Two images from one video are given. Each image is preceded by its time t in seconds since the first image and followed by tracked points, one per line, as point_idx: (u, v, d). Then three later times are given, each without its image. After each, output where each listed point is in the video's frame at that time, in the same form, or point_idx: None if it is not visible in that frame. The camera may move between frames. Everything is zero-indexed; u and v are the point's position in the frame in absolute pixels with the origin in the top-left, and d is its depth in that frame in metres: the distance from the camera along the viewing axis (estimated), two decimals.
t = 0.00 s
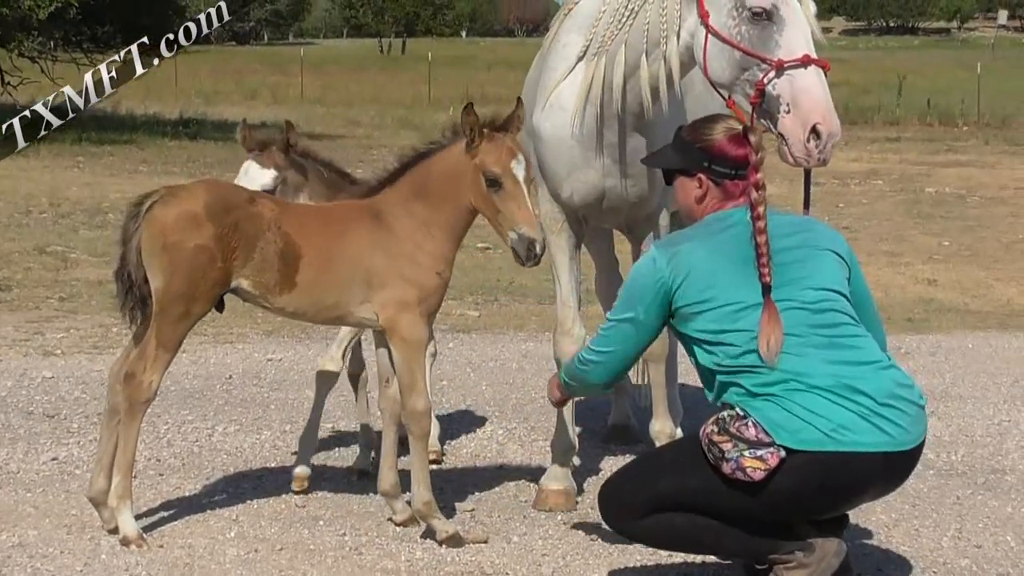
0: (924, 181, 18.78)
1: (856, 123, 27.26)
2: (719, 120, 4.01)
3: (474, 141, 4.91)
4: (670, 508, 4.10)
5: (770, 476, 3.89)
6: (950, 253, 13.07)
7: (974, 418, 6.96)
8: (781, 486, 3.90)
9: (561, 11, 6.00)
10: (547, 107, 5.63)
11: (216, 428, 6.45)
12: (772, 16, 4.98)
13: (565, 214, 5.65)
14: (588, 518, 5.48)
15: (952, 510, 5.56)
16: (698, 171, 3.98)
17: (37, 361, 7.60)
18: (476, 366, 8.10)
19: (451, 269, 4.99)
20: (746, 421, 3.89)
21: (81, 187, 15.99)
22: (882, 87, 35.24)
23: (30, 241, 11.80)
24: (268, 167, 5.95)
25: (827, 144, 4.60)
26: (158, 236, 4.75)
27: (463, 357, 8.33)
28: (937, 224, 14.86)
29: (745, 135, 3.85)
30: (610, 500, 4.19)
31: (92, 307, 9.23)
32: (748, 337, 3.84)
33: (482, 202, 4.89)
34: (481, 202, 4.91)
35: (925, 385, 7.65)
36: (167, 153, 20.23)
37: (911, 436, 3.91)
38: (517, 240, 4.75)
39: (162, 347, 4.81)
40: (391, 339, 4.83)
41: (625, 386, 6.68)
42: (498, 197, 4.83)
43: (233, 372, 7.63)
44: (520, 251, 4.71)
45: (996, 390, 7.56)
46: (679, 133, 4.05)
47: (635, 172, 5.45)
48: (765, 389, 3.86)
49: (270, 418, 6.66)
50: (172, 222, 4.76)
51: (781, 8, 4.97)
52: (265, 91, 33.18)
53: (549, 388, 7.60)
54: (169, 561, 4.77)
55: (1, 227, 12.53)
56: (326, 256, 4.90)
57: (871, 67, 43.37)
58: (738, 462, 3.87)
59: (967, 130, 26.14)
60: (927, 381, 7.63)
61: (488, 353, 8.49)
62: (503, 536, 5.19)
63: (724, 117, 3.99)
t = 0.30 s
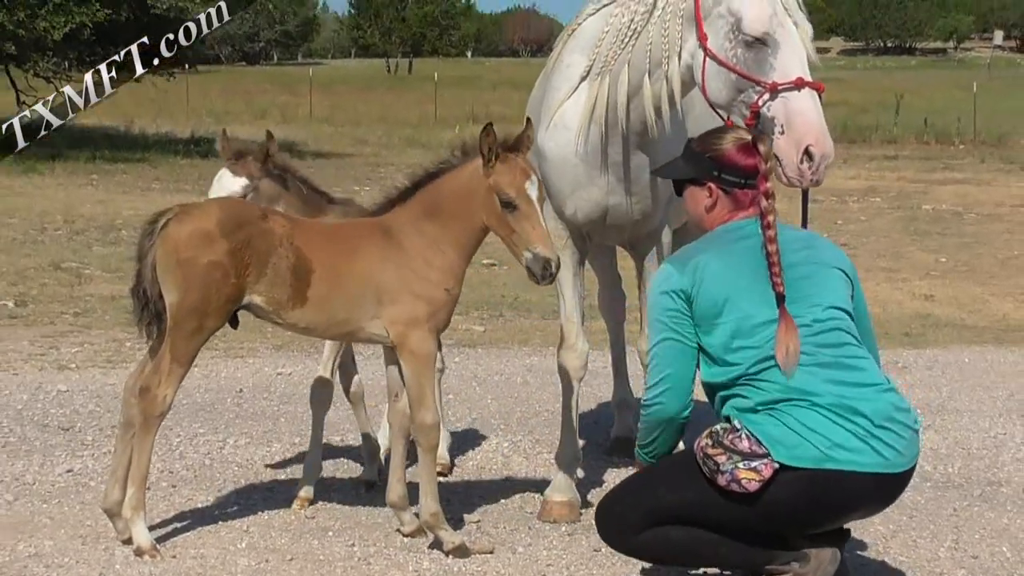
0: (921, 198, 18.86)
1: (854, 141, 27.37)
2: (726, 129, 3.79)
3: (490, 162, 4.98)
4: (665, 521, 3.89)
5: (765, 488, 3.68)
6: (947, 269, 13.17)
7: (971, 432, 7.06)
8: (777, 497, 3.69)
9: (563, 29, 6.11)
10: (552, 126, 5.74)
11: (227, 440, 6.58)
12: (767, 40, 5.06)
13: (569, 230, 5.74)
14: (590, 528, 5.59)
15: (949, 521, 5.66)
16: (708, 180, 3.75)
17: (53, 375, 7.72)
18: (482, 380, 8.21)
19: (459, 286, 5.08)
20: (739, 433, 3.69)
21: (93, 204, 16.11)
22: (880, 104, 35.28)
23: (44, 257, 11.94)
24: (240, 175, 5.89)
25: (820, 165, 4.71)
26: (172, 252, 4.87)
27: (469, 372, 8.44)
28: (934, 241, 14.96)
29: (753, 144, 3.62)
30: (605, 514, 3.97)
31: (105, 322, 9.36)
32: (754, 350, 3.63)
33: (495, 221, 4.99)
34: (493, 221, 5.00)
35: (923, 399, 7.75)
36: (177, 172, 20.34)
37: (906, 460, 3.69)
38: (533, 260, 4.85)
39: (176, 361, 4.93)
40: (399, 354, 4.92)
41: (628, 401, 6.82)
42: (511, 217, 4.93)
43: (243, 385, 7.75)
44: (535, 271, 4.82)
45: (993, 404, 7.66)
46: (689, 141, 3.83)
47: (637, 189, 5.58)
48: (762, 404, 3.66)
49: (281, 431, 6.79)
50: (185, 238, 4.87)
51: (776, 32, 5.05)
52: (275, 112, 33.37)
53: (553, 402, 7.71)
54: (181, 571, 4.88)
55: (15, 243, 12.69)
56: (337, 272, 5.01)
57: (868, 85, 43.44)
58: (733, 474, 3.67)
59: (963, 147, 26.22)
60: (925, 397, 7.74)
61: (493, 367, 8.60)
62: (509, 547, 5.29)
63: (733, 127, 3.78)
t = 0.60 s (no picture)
0: (914, 220, 19.06)
1: (848, 165, 27.63)
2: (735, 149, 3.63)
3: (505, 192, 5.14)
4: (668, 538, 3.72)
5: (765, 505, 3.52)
6: (940, 288, 13.36)
7: (964, 446, 7.23)
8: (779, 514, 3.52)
9: (572, 57, 6.36)
10: (561, 151, 5.95)
11: (243, 455, 6.75)
12: (737, 80, 5.16)
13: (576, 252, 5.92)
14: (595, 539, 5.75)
15: (942, 533, 5.83)
16: (716, 197, 3.58)
17: (74, 392, 7.89)
18: (489, 396, 8.38)
19: (468, 307, 5.24)
20: (739, 451, 3.54)
21: (115, 226, 16.30)
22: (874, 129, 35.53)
23: (65, 277, 12.14)
24: (208, 196, 5.49)
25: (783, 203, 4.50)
26: (191, 272, 5.04)
27: (477, 388, 8.60)
28: (927, 261, 15.17)
29: (762, 161, 3.47)
30: (607, 531, 3.79)
31: (125, 340, 9.55)
32: (768, 372, 3.50)
33: (508, 247, 5.14)
34: (506, 246, 5.16)
35: (917, 414, 7.93)
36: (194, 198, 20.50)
37: (901, 485, 3.59)
38: (544, 287, 4.98)
39: (194, 377, 5.09)
40: (411, 372, 5.09)
41: (632, 416, 6.99)
42: (523, 244, 5.06)
43: (258, 401, 7.93)
44: (546, 297, 4.94)
45: (986, 419, 7.84)
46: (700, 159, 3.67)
47: (639, 211, 5.77)
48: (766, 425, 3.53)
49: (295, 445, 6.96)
50: (203, 258, 5.03)
51: (747, 73, 5.15)
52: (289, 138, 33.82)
53: (560, 418, 7.89)
54: None
55: (38, 263, 12.89)
56: (350, 292, 5.18)
57: (860, 109, 43.73)
58: (733, 491, 3.50)
59: (955, 171, 26.44)
60: (919, 413, 7.92)
61: (501, 383, 8.77)
62: (516, 558, 5.45)
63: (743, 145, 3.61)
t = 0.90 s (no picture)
0: (902, 231, 19.32)
1: (839, 179, 27.95)
2: (738, 160, 3.85)
3: (515, 210, 5.41)
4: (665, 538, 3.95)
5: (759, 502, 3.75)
6: (926, 297, 13.62)
7: (950, 447, 7.49)
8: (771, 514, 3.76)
9: (574, 78, 6.66)
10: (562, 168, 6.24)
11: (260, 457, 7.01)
12: (701, 109, 5.40)
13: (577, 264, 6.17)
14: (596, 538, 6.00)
15: (928, 531, 6.08)
16: (720, 206, 3.80)
17: (97, 396, 8.15)
18: (494, 400, 8.64)
19: (476, 316, 5.48)
20: (735, 450, 3.78)
21: (137, 238, 16.57)
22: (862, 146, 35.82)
23: (89, 286, 12.43)
24: (186, 210, 5.42)
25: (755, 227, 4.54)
26: (211, 283, 5.29)
27: (483, 392, 8.86)
28: (914, 270, 15.44)
29: (763, 170, 3.69)
30: (608, 531, 4.03)
31: (147, 346, 9.82)
32: (771, 383, 3.74)
33: (520, 265, 5.40)
34: (517, 263, 5.42)
35: (905, 417, 8.18)
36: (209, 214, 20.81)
37: (890, 491, 3.82)
38: (554, 303, 5.24)
39: (213, 383, 5.34)
40: (421, 378, 5.33)
41: (631, 419, 7.26)
42: (535, 262, 5.33)
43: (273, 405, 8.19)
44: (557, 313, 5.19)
45: (971, 422, 8.09)
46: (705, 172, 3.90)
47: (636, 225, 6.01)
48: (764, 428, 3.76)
49: (310, 447, 7.23)
50: (223, 269, 5.29)
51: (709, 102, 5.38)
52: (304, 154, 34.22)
53: (562, 420, 8.15)
54: None
55: (64, 272, 13.16)
56: (364, 301, 5.43)
57: (850, 126, 44.00)
58: (730, 488, 3.73)
59: (941, 184, 26.73)
60: (907, 416, 8.17)
61: (506, 388, 9.02)
62: (520, 555, 5.70)
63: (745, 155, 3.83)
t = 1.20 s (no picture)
0: (896, 237, 19.47)
1: (834, 185, 28.12)
2: (737, 167, 3.98)
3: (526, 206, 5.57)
4: (666, 534, 4.08)
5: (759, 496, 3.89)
6: (920, 301, 13.77)
7: (944, 448, 7.63)
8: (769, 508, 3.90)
9: (574, 88, 6.82)
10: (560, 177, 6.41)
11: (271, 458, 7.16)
12: (678, 123, 5.61)
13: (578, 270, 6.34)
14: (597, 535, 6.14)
15: (922, 529, 6.22)
16: (721, 212, 3.95)
17: (111, 398, 8.29)
18: (498, 401, 8.79)
19: (482, 320, 5.63)
20: (735, 448, 3.92)
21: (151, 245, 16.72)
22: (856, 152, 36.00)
23: (105, 291, 12.58)
24: (147, 226, 5.65)
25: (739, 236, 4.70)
26: (223, 287, 5.43)
27: (486, 394, 9.01)
28: (909, 275, 15.58)
29: (764, 178, 3.82)
30: (610, 528, 4.17)
31: (159, 349, 9.98)
32: (775, 387, 3.88)
33: (534, 258, 5.58)
34: (529, 257, 5.60)
35: (899, 418, 8.32)
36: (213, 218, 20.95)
37: (886, 491, 3.95)
38: (575, 288, 5.45)
39: (224, 384, 5.48)
40: (429, 380, 5.48)
41: (632, 421, 7.42)
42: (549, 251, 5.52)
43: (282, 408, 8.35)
44: (578, 297, 5.43)
45: (964, 423, 8.24)
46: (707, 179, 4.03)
47: (634, 232, 6.15)
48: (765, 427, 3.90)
49: (318, 448, 7.38)
50: (235, 275, 5.43)
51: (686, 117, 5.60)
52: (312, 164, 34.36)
53: (565, 422, 8.29)
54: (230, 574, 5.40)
55: (78, 278, 13.32)
56: (373, 305, 5.58)
57: (843, 134, 44.16)
58: (729, 484, 3.88)
59: (934, 191, 26.89)
60: (901, 417, 8.31)
61: (509, 390, 9.16)
62: (524, 553, 5.84)
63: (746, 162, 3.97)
